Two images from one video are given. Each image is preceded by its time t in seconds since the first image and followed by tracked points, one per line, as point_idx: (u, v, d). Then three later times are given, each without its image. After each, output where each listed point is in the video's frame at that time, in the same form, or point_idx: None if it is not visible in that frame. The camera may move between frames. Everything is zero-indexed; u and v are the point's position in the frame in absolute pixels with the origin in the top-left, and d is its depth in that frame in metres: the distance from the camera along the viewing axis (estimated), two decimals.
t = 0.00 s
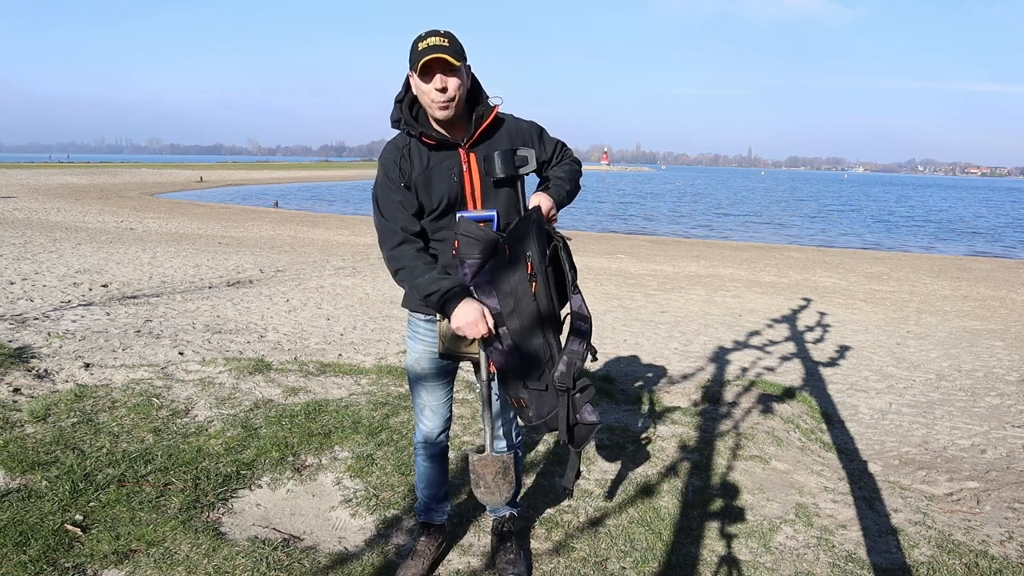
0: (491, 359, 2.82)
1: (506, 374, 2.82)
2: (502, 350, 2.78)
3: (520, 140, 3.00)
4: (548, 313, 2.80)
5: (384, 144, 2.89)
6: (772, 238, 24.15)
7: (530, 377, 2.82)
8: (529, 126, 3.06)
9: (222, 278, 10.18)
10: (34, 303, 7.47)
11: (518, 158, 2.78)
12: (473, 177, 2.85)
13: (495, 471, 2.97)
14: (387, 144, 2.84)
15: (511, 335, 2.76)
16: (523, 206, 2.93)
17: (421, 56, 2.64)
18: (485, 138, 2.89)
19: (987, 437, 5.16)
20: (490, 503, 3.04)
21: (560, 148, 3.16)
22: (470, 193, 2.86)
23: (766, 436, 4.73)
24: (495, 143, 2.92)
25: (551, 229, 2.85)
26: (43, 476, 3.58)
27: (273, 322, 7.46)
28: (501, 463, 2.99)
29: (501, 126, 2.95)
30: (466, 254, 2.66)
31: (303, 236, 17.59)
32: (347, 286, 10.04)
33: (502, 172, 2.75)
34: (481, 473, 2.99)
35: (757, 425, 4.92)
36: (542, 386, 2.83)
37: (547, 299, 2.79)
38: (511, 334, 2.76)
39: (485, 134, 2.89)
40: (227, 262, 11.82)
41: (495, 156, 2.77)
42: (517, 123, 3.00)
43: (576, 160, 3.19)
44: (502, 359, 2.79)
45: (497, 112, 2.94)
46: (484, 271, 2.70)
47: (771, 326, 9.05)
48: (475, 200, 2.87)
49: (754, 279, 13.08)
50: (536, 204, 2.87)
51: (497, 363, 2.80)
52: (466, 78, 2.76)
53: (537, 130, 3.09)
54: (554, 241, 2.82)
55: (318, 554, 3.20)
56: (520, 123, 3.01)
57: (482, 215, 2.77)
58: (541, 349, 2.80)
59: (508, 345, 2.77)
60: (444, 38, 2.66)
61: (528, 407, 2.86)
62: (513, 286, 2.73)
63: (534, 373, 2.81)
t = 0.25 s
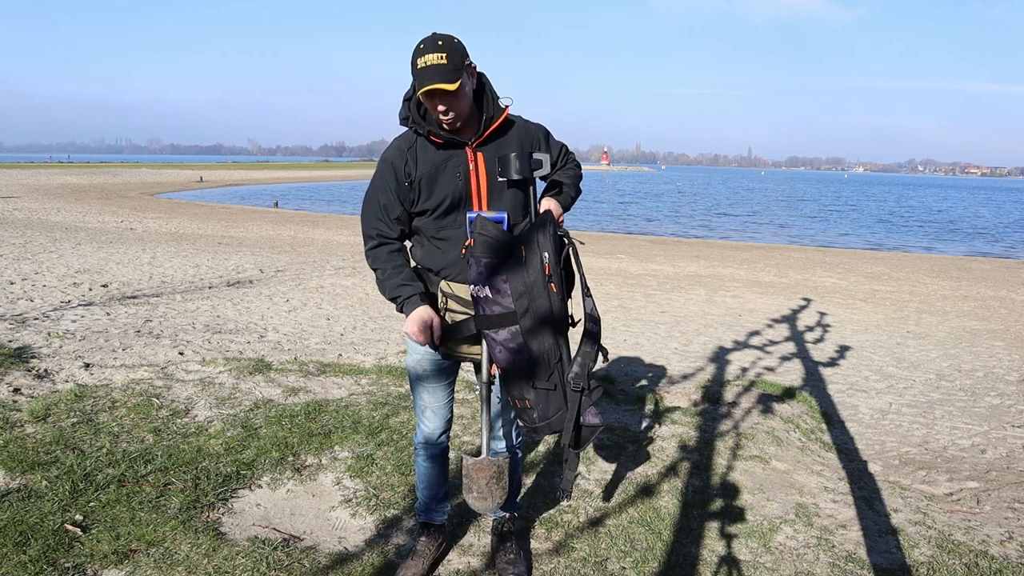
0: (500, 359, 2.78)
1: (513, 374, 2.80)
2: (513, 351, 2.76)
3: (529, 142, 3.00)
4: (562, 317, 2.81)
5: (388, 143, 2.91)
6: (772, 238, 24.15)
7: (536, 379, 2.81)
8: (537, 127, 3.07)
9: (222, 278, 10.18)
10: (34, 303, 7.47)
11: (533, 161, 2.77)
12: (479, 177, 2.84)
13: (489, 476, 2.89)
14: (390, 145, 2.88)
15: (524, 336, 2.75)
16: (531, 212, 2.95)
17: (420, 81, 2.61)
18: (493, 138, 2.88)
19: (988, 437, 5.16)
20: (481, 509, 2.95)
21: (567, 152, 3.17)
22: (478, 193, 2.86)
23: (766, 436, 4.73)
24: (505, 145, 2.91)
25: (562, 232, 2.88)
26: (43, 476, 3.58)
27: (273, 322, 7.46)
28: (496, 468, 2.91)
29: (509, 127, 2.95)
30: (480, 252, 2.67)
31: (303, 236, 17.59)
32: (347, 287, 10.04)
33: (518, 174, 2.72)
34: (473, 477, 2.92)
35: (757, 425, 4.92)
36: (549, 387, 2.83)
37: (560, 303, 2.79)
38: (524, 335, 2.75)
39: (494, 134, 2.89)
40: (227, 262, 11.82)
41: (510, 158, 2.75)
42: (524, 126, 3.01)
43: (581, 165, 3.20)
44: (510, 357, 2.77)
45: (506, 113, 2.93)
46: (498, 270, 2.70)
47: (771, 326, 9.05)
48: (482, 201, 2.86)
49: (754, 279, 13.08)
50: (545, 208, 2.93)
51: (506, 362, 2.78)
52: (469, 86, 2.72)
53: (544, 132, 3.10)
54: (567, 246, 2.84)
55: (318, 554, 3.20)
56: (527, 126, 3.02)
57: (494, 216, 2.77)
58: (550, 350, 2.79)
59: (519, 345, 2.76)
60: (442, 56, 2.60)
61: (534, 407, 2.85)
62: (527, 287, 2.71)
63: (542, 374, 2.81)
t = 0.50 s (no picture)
0: (493, 359, 2.82)
1: (507, 373, 2.82)
2: (505, 352, 2.79)
3: (523, 139, 2.98)
4: (556, 319, 2.78)
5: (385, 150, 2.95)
6: (773, 238, 24.15)
7: (530, 379, 2.81)
8: (532, 124, 3.06)
9: (222, 279, 10.18)
10: (34, 303, 7.47)
11: (529, 161, 2.74)
12: (473, 177, 2.83)
13: (491, 474, 2.94)
14: (384, 151, 2.92)
15: (517, 337, 2.76)
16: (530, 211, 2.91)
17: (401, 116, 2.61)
18: (486, 139, 2.86)
19: (987, 437, 5.16)
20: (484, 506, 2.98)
21: (563, 147, 3.15)
22: (473, 194, 2.84)
23: (766, 436, 4.73)
24: (498, 143, 2.89)
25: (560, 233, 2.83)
26: (43, 476, 3.58)
27: (273, 322, 7.46)
28: (497, 466, 2.95)
29: (502, 126, 2.93)
30: (472, 253, 2.70)
31: (303, 236, 17.59)
32: (347, 287, 10.04)
33: (513, 174, 2.70)
34: (477, 475, 2.96)
35: (757, 425, 4.92)
36: (543, 389, 2.82)
37: (555, 305, 2.77)
38: (516, 336, 2.77)
39: (488, 134, 2.87)
40: (227, 262, 11.82)
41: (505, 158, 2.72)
42: (517, 123, 2.99)
43: (578, 159, 3.19)
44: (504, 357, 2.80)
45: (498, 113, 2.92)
46: (490, 271, 2.72)
47: (771, 326, 9.05)
48: (477, 201, 2.85)
49: (754, 279, 13.08)
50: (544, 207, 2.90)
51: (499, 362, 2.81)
52: (453, 104, 2.70)
53: (540, 129, 3.09)
54: (562, 246, 2.77)
55: (318, 554, 3.20)
56: (520, 124, 3.00)
57: (489, 216, 2.78)
58: (543, 351, 2.78)
59: (512, 345, 2.77)
60: (418, 89, 2.57)
61: (528, 408, 2.85)
62: (519, 288, 2.71)
63: (536, 376, 2.80)
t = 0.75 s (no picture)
0: (494, 359, 2.82)
1: (508, 373, 2.82)
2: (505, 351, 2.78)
3: (516, 137, 2.98)
4: (556, 316, 2.80)
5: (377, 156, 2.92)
6: (773, 238, 24.15)
7: (531, 379, 2.81)
8: (526, 122, 3.06)
9: (222, 278, 10.18)
10: (34, 304, 7.47)
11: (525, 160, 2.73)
12: (467, 179, 2.83)
13: (493, 473, 2.97)
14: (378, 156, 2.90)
15: (517, 337, 2.76)
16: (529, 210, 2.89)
17: (393, 123, 2.60)
18: (479, 140, 2.86)
19: (987, 437, 5.16)
20: (487, 505, 3.03)
21: (558, 143, 3.14)
22: (468, 196, 2.85)
23: (766, 436, 4.73)
24: (491, 144, 2.89)
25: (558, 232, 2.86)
26: (43, 476, 3.58)
27: (273, 322, 7.46)
28: (499, 465, 2.99)
29: (494, 126, 2.93)
30: (471, 254, 2.68)
31: (303, 236, 17.59)
32: (347, 286, 10.04)
33: (509, 174, 2.70)
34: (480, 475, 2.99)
35: (757, 425, 4.92)
36: (544, 388, 2.82)
37: (554, 303, 2.78)
38: (516, 336, 2.76)
39: (480, 135, 2.87)
40: (227, 262, 11.82)
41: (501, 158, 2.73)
42: (508, 122, 2.99)
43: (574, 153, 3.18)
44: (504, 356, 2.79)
45: (490, 113, 2.91)
46: (489, 271, 2.71)
47: (771, 326, 9.05)
48: (473, 203, 2.85)
49: (754, 279, 13.08)
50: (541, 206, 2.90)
51: (500, 361, 2.80)
52: (443, 107, 2.68)
53: (534, 125, 3.10)
54: (560, 245, 2.81)
55: (318, 554, 3.20)
56: (511, 122, 3.00)
57: (486, 216, 2.79)
58: (543, 350, 2.77)
59: (512, 344, 2.77)
60: (407, 95, 2.55)
61: (529, 407, 2.84)
62: (518, 286, 2.72)
63: (538, 375, 2.80)
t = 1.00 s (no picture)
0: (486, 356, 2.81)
1: (500, 370, 2.80)
2: (498, 348, 2.77)
3: (514, 137, 2.98)
4: (545, 313, 2.82)
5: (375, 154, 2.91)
6: (773, 238, 24.15)
7: (524, 376, 2.81)
8: (524, 121, 3.06)
9: (222, 278, 10.18)
10: (34, 303, 7.47)
11: (519, 157, 2.78)
12: (467, 179, 2.83)
13: (486, 473, 2.90)
14: (375, 155, 2.89)
15: (509, 333, 2.76)
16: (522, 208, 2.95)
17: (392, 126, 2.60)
18: (477, 140, 2.86)
19: (987, 437, 5.16)
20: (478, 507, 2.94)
21: (555, 142, 3.15)
22: (467, 196, 2.85)
23: (766, 436, 4.73)
24: (489, 144, 2.89)
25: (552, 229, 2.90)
26: (43, 476, 3.58)
27: (273, 322, 7.46)
28: (492, 465, 2.91)
29: (493, 126, 2.93)
30: (465, 251, 2.69)
31: (303, 236, 17.59)
32: (347, 286, 10.04)
33: (503, 171, 2.76)
34: (473, 474, 2.91)
35: (757, 425, 4.92)
36: (536, 385, 2.82)
37: (544, 299, 2.80)
38: (509, 332, 2.76)
39: (478, 135, 2.87)
40: (227, 262, 11.82)
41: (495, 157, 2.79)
42: (506, 121, 2.99)
43: (571, 153, 3.19)
44: (498, 353, 2.78)
45: (488, 113, 2.91)
46: (482, 267, 2.71)
47: (771, 326, 9.05)
48: (472, 203, 2.86)
49: (754, 279, 13.08)
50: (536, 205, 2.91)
51: (493, 359, 2.79)
52: (442, 108, 2.68)
53: (532, 125, 3.10)
54: (553, 241, 2.85)
55: (318, 554, 3.20)
56: (510, 122, 3.00)
57: (485, 216, 2.77)
58: (535, 345, 2.79)
59: (505, 341, 2.76)
60: (406, 99, 2.55)
61: (522, 404, 2.84)
62: (510, 281, 2.73)
63: (530, 371, 2.81)
